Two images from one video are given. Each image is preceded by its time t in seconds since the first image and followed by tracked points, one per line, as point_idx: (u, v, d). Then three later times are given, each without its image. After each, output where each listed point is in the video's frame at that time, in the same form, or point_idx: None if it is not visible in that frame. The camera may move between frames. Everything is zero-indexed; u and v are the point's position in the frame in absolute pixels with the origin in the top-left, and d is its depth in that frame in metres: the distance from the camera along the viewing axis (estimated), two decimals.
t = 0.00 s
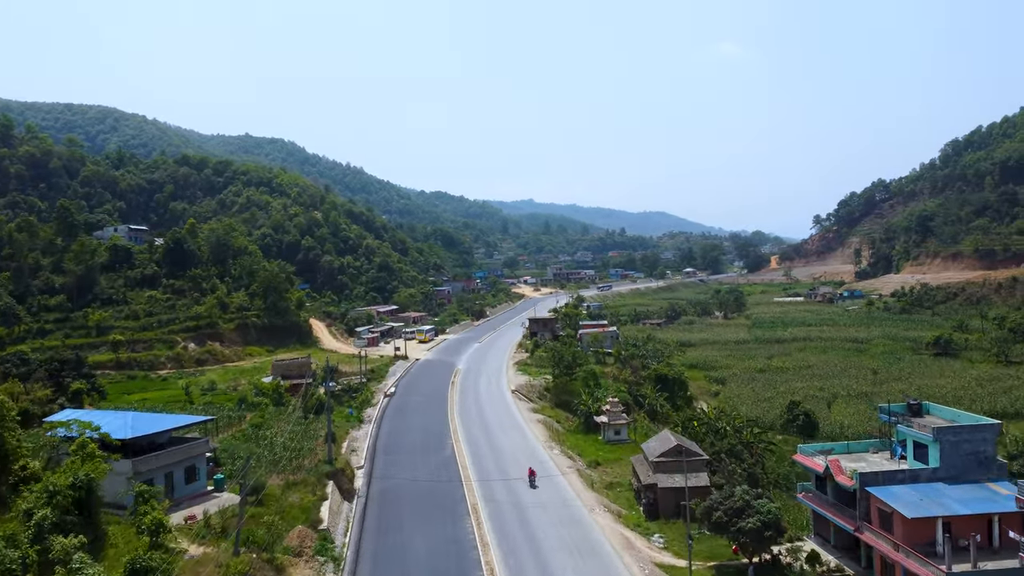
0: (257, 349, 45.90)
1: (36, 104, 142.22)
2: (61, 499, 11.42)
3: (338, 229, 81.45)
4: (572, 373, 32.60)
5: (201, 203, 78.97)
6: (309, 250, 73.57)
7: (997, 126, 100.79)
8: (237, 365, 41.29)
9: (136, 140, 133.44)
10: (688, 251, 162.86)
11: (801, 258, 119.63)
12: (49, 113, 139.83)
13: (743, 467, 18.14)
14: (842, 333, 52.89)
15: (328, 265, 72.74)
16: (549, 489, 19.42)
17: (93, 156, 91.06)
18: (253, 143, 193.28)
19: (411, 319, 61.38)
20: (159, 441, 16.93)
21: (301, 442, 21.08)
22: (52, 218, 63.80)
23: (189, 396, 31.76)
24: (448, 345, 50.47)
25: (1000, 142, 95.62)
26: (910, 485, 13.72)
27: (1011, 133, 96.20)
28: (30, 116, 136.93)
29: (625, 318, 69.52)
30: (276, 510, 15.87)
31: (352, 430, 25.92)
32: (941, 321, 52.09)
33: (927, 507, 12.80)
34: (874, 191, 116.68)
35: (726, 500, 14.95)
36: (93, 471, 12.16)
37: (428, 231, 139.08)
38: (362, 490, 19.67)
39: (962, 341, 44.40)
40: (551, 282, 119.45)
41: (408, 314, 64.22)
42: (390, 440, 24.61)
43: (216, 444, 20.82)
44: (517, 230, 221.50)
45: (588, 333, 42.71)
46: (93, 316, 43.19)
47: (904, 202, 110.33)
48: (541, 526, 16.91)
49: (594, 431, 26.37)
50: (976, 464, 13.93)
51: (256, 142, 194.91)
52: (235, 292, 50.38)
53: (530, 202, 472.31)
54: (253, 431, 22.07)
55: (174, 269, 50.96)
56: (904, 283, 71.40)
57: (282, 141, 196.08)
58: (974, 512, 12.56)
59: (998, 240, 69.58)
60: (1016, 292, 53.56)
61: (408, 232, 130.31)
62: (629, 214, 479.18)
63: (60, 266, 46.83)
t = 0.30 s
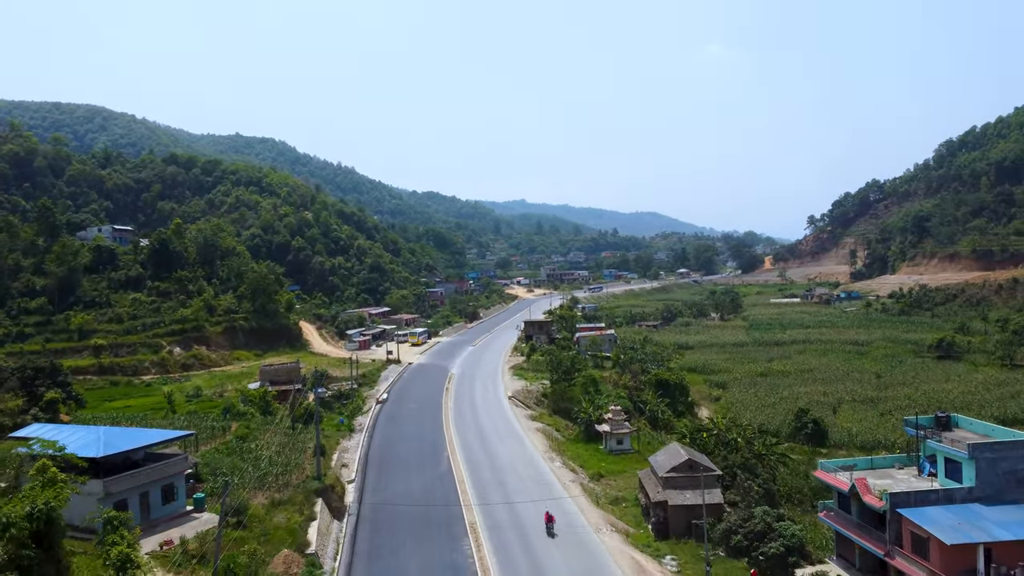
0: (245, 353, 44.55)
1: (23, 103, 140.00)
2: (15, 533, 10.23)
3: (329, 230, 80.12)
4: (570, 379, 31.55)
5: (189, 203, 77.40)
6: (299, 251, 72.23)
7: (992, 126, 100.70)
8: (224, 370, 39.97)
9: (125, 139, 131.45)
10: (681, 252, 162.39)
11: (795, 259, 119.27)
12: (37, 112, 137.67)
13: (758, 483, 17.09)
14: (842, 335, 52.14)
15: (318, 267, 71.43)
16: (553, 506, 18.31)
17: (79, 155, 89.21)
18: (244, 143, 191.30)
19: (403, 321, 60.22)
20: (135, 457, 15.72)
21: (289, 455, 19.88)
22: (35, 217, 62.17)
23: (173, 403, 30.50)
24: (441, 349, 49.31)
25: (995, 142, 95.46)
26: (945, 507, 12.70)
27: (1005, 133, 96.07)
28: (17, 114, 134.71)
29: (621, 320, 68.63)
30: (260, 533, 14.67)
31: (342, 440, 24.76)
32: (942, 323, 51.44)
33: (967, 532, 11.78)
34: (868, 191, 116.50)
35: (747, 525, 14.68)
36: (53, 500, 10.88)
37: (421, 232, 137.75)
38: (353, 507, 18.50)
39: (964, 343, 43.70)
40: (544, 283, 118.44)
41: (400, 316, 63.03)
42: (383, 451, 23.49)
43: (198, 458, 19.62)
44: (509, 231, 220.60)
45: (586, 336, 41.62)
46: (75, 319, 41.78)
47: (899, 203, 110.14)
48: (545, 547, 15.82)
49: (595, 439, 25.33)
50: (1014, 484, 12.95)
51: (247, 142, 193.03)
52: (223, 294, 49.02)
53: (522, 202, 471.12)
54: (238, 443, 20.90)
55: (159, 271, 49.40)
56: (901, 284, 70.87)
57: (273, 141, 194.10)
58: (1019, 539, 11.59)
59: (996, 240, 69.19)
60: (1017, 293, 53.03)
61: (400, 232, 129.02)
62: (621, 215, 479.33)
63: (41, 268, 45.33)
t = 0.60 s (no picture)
0: (233, 356, 43.29)
1: (10, 101, 137.92)
2: None
3: (320, 230, 78.86)
4: (569, 386, 30.53)
5: (177, 203, 75.99)
6: (289, 252, 70.96)
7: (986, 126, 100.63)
8: (211, 375, 38.77)
9: (114, 139, 129.65)
10: (675, 252, 161.98)
11: (790, 259, 118.93)
12: (24, 110, 135.66)
13: (773, 500, 16.17)
14: (841, 337, 51.46)
15: (309, 267, 70.19)
16: (557, 525, 17.33)
17: (65, 153, 87.55)
18: (234, 142, 189.49)
19: (396, 324, 59.13)
20: (109, 477, 14.67)
21: (276, 471, 18.78)
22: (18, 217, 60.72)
23: (157, 411, 29.29)
24: (435, 352, 48.21)
25: (990, 142, 95.34)
26: (983, 531, 11.75)
27: (1000, 133, 95.98)
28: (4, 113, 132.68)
29: (617, 322, 67.77)
30: (244, 558, 13.59)
31: (333, 452, 23.67)
32: (942, 325, 50.90)
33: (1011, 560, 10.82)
34: (863, 192, 116.30)
35: (767, 548, 13.79)
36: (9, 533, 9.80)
37: (413, 232, 136.55)
38: (344, 526, 17.44)
39: (967, 345, 43.06)
40: (538, 284, 117.54)
41: (393, 318, 61.89)
42: (376, 463, 22.43)
43: (180, 474, 18.49)
44: (502, 231, 219.67)
45: (584, 339, 40.61)
46: (57, 322, 40.48)
47: (893, 203, 109.99)
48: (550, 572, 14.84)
49: (597, 448, 24.36)
50: None
51: (238, 141, 191.22)
52: (210, 296, 47.75)
53: (515, 202, 470.43)
54: (222, 457, 19.78)
55: (145, 272, 47.96)
56: (899, 285, 70.39)
57: (264, 140, 192.30)
58: None
59: (993, 241, 68.85)
60: (1018, 294, 52.53)
61: (392, 233, 127.87)
62: (613, 215, 479.47)
63: (23, 269, 43.97)
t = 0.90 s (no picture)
0: (220, 361, 41.95)
1: None
2: None
3: (310, 231, 77.51)
4: (569, 393, 29.44)
5: (164, 203, 74.46)
6: (279, 253, 69.59)
7: (980, 127, 100.55)
8: (196, 381, 37.43)
9: (102, 138, 127.67)
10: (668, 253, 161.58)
11: (783, 260, 118.64)
12: (10, 109, 133.49)
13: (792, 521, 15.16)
14: (841, 340, 50.74)
15: (299, 269, 68.85)
16: (561, 547, 16.25)
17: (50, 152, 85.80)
18: (224, 142, 187.60)
19: (388, 327, 57.95)
20: (77, 501, 13.49)
21: (262, 489, 17.63)
22: None
23: (138, 422, 27.97)
24: (427, 356, 46.98)
25: (984, 142, 95.26)
26: None
27: (994, 134, 95.94)
28: None
29: (612, 324, 66.87)
30: None
31: (323, 465, 22.55)
32: (942, 327, 50.28)
33: None
34: (856, 192, 116.17)
35: None
36: None
37: (405, 232, 135.25)
38: (334, 548, 16.31)
39: (970, 349, 42.40)
40: (531, 285, 116.59)
41: (384, 321, 60.65)
42: (367, 477, 21.28)
43: (158, 492, 17.32)
44: (494, 232, 218.72)
45: (582, 344, 39.55)
46: (36, 327, 39.03)
47: (887, 204, 109.83)
48: None
49: (599, 460, 23.33)
50: None
51: (228, 141, 189.32)
52: (196, 299, 46.37)
53: (506, 202, 469.41)
54: (204, 473, 18.60)
55: (128, 274, 46.48)
56: (896, 286, 69.90)
57: (254, 139, 190.35)
58: None
59: (990, 242, 68.50)
60: (1018, 296, 52.05)
61: (383, 233, 126.61)
62: (605, 215, 479.69)
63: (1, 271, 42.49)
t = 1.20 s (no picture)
0: (207, 366, 40.67)
1: None
2: None
3: (301, 231, 76.26)
4: (569, 402, 28.45)
5: (152, 203, 73.07)
6: (269, 254, 68.33)
7: (975, 128, 100.12)
8: (182, 388, 36.20)
9: (90, 137, 125.89)
10: (661, 253, 161.11)
11: (777, 261, 118.39)
12: None
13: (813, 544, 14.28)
14: (840, 343, 50.11)
15: (289, 270, 67.62)
16: (568, 570, 15.30)
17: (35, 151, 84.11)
18: (215, 141, 185.84)
19: (380, 330, 56.81)
20: (45, 530, 12.38)
21: (247, 509, 16.60)
22: None
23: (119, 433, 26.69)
24: (420, 360, 45.84)
25: (979, 143, 95.27)
26: None
27: (989, 134, 95.89)
28: None
29: (608, 326, 66.04)
30: None
31: (313, 479, 21.54)
32: (943, 330, 49.73)
33: None
34: (850, 193, 116.08)
35: None
36: None
37: (397, 232, 134.15)
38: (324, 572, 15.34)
39: (972, 352, 41.83)
40: (525, 286, 115.77)
41: (376, 323, 59.53)
42: (360, 492, 20.27)
43: (136, 513, 16.23)
44: (487, 232, 217.86)
45: (580, 348, 38.53)
46: (16, 332, 37.66)
47: (882, 204, 109.73)
48: None
49: (600, 472, 22.41)
50: None
51: (218, 140, 187.52)
52: (183, 302, 45.04)
53: (499, 202, 468.49)
54: (186, 491, 17.51)
55: (112, 276, 44.98)
56: (893, 287, 69.49)
57: (244, 139, 188.43)
58: None
59: (987, 243, 68.26)
60: (1019, 299, 51.62)
61: (375, 233, 125.40)
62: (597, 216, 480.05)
63: None
